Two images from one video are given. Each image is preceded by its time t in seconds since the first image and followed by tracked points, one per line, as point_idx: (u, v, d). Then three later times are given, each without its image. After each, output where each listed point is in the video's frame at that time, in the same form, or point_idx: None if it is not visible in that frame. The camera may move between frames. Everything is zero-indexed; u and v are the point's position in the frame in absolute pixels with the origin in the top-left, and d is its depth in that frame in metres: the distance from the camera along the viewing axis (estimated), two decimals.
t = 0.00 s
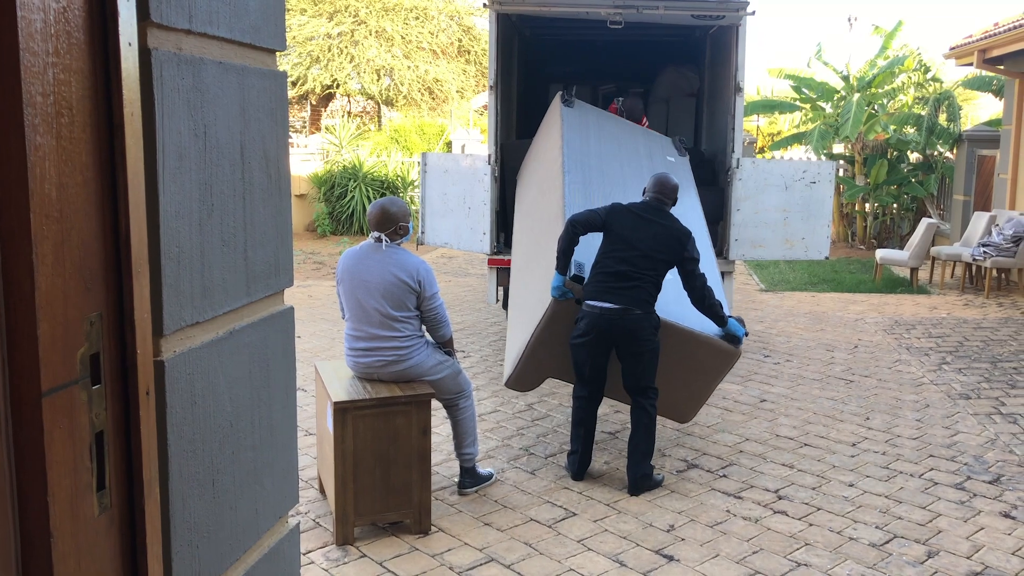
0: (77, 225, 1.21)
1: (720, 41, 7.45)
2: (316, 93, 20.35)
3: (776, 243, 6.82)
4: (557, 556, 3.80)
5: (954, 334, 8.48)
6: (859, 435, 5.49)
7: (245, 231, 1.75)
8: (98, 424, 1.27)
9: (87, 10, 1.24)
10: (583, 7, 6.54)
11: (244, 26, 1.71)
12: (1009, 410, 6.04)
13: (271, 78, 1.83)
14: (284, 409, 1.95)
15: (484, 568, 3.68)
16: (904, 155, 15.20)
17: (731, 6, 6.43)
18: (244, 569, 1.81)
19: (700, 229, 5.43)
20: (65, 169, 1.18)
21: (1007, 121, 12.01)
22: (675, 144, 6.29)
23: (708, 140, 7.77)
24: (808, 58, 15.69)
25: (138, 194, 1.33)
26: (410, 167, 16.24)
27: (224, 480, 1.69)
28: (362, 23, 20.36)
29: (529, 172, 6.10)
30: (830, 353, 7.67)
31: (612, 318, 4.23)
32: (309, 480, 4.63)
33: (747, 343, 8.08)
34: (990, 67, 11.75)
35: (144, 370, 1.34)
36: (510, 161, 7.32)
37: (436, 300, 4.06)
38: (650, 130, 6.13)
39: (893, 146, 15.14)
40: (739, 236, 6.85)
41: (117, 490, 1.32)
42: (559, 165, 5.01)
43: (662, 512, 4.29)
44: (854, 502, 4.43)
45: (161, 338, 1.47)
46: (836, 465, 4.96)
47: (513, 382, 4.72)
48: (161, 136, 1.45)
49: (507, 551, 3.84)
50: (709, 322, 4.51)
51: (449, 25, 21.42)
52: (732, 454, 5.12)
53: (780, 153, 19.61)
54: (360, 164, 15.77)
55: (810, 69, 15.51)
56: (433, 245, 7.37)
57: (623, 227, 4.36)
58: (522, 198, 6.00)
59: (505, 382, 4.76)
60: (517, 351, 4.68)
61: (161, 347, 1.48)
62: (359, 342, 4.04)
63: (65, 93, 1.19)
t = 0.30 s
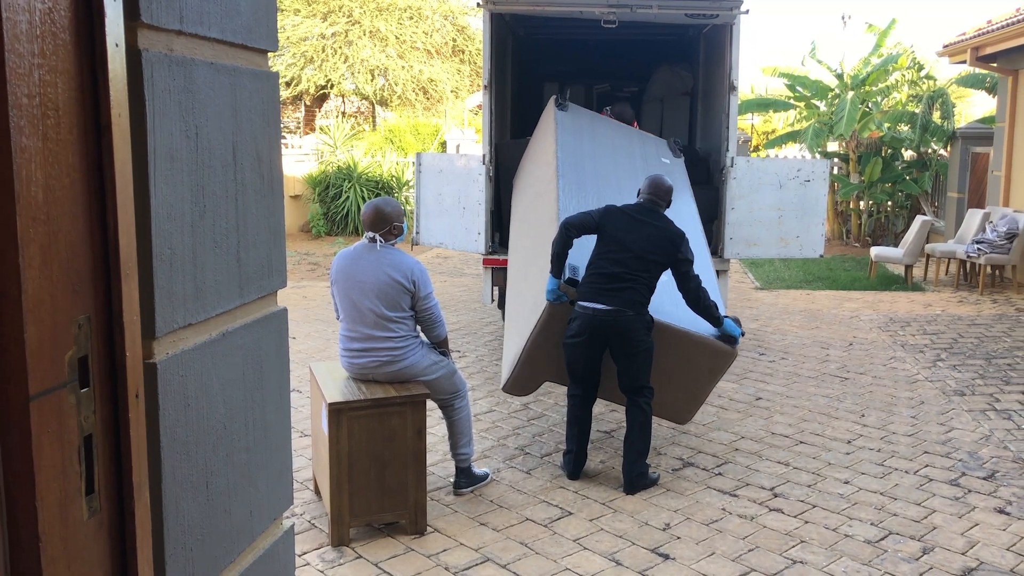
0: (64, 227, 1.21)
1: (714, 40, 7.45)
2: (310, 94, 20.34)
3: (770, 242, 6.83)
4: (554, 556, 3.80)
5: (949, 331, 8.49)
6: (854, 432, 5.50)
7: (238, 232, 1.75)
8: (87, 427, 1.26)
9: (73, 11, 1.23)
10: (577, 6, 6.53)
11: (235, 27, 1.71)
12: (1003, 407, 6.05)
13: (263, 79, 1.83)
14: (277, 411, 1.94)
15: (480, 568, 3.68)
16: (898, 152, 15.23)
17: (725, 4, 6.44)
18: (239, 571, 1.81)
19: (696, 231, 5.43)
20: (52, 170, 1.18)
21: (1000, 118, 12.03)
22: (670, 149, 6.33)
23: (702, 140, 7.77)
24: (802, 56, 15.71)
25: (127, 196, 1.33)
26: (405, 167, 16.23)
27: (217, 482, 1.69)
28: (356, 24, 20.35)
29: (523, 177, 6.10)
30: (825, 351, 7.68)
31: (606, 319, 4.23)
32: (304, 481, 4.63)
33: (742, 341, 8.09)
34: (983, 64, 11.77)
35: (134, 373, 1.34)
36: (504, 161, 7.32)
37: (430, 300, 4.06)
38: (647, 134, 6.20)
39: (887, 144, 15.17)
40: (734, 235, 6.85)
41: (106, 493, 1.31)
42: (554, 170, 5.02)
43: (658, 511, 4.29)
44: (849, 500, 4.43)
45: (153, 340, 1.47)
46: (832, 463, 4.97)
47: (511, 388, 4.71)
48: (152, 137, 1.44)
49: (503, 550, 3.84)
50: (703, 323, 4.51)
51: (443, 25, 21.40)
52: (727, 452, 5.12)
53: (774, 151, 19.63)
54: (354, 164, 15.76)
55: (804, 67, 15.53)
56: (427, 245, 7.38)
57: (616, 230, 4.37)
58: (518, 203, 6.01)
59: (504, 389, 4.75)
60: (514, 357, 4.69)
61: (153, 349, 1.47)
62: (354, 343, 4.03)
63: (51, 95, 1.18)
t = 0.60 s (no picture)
0: (54, 223, 1.20)
1: (708, 36, 7.45)
2: (304, 91, 20.30)
3: (763, 239, 6.85)
4: (548, 552, 3.79)
5: (942, 327, 8.52)
6: (848, 428, 5.51)
7: (230, 229, 1.74)
8: (77, 423, 1.25)
9: (61, 5, 1.22)
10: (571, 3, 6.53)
11: (226, 24, 1.70)
12: (996, 402, 6.07)
13: (254, 75, 1.82)
14: (271, 407, 1.94)
15: (474, 564, 3.68)
16: (891, 149, 15.26)
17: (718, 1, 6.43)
18: (233, 568, 1.80)
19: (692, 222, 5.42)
20: (40, 166, 1.17)
21: (992, 115, 12.06)
22: (666, 127, 6.30)
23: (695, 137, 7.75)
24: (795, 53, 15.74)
25: (117, 192, 1.32)
26: (398, 164, 16.20)
27: (211, 478, 1.68)
28: (349, 21, 20.32)
29: (518, 164, 6.09)
30: (818, 347, 7.69)
31: (598, 317, 4.23)
32: (299, 479, 4.62)
33: (736, 337, 8.10)
34: (976, 61, 11.81)
35: (125, 369, 1.33)
36: (498, 157, 7.32)
37: (424, 297, 4.05)
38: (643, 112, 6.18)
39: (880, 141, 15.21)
40: (728, 231, 6.85)
41: (98, 490, 1.31)
42: (547, 156, 4.99)
43: (652, 507, 4.29)
44: (843, 495, 4.44)
45: (145, 337, 1.46)
46: (825, 459, 4.98)
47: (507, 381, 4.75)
48: (143, 134, 1.43)
49: (497, 547, 3.84)
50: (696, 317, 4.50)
51: (437, 21, 21.37)
52: (721, 448, 5.13)
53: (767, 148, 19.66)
54: (348, 161, 15.74)
55: (797, 64, 15.56)
56: (421, 241, 7.37)
57: (608, 227, 4.36)
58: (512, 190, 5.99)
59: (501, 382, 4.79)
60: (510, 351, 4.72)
61: (145, 346, 1.47)
62: (347, 340, 4.02)
63: (40, 90, 1.17)
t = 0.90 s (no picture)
0: (54, 225, 1.20)
1: (705, 33, 7.47)
2: (302, 90, 20.29)
3: (762, 236, 6.85)
4: (548, 550, 3.80)
5: (940, 324, 8.53)
6: (846, 426, 5.52)
7: (229, 229, 1.74)
8: (79, 424, 1.26)
9: (61, 8, 1.23)
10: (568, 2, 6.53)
11: (224, 25, 1.70)
12: (994, 399, 6.08)
13: (253, 76, 1.82)
14: (271, 406, 1.94)
15: (474, 563, 3.69)
16: (888, 146, 15.28)
17: None
18: (234, 567, 1.81)
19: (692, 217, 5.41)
20: (41, 169, 1.18)
21: (989, 112, 12.07)
22: (673, 108, 6.27)
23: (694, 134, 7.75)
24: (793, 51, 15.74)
25: (118, 194, 1.32)
26: (396, 163, 16.20)
27: (211, 478, 1.68)
28: (347, 20, 20.31)
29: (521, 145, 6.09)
30: (817, 345, 7.71)
31: (586, 307, 4.26)
32: (299, 478, 4.62)
33: (734, 335, 8.11)
34: (973, 58, 11.82)
35: (126, 370, 1.34)
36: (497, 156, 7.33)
37: (423, 296, 4.06)
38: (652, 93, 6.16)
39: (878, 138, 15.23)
40: (726, 229, 6.86)
41: (100, 490, 1.31)
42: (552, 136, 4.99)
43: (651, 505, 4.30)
44: (841, 493, 4.45)
45: (145, 337, 1.47)
46: (824, 456, 4.99)
47: (496, 359, 4.84)
48: (143, 135, 1.44)
49: (497, 546, 3.85)
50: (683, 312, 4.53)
51: (434, 21, 21.35)
52: (720, 446, 5.14)
53: (765, 146, 19.66)
54: (346, 160, 15.74)
55: (795, 62, 15.56)
56: (420, 241, 7.40)
57: (600, 220, 4.37)
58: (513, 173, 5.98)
59: (487, 359, 4.89)
60: (500, 330, 4.78)
61: (145, 346, 1.47)
62: (346, 339, 4.03)
63: (40, 93, 1.18)
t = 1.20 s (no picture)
0: (55, 232, 1.20)
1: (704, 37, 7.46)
2: (301, 93, 20.31)
3: (762, 239, 6.85)
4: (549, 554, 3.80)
5: (940, 327, 8.53)
6: (846, 429, 5.52)
7: (229, 233, 1.75)
8: (81, 430, 1.26)
9: (62, 14, 1.23)
10: (566, 5, 6.53)
11: (225, 30, 1.70)
12: (994, 402, 6.08)
13: (253, 81, 1.82)
14: (271, 411, 1.94)
15: (475, 567, 3.68)
16: (887, 149, 15.29)
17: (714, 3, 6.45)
18: (235, 571, 1.81)
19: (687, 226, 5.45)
20: (43, 175, 1.18)
21: (988, 115, 12.07)
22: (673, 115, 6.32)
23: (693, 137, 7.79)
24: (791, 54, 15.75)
25: (119, 200, 1.33)
26: (396, 166, 16.20)
27: (212, 484, 1.68)
28: (346, 24, 20.33)
29: (518, 141, 6.06)
30: (816, 347, 7.71)
31: (595, 309, 4.32)
32: (299, 482, 4.62)
33: (734, 339, 8.12)
34: (971, 60, 11.84)
35: (127, 375, 1.34)
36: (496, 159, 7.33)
37: (422, 300, 4.06)
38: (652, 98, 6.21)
39: (877, 141, 15.25)
40: (726, 232, 6.86)
41: (101, 496, 1.31)
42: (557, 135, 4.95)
43: (652, 508, 4.30)
44: (842, 496, 4.45)
45: (145, 342, 1.47)
46: (824, 460, 4.99)
47: (489, 353, 4.80)
48: (143, 141, 1.44)
49: (498, 549, 3.84)
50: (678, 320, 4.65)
51: (434, 24, 21.36)
52: (720, 449, 5.14)
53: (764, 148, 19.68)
54: (345, 164, 15.75)
55: (794, 65, 15.57)
56: (419, 244, 7.40)
57: (610, 222, 4.41)
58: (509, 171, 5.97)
59: (480, 353, 4.86)
60: (496, 323, 4.76)
61: (146, 351, 1.47)
62: (346, 343, 4.03)
63: (42, 100, 1.18)
